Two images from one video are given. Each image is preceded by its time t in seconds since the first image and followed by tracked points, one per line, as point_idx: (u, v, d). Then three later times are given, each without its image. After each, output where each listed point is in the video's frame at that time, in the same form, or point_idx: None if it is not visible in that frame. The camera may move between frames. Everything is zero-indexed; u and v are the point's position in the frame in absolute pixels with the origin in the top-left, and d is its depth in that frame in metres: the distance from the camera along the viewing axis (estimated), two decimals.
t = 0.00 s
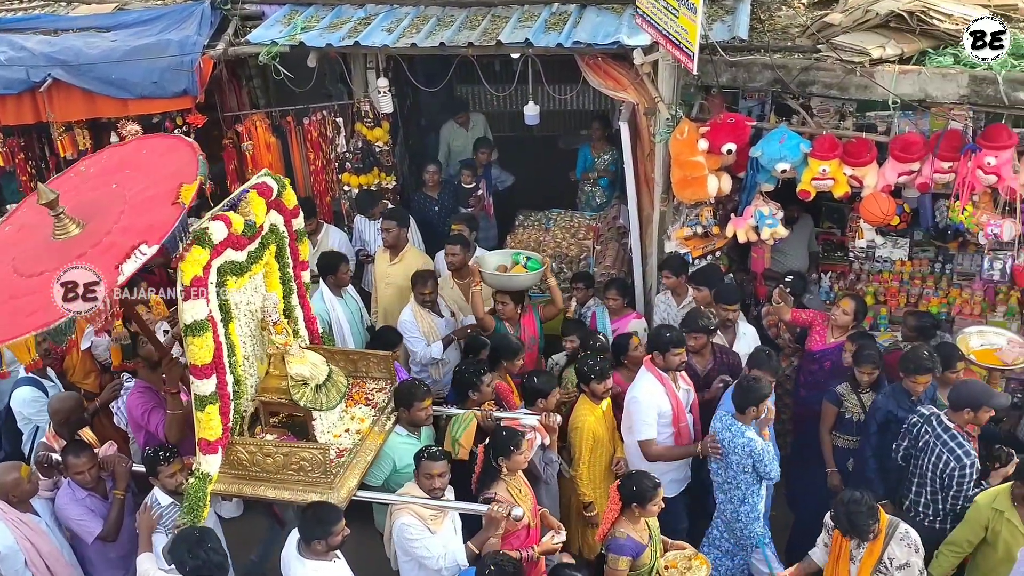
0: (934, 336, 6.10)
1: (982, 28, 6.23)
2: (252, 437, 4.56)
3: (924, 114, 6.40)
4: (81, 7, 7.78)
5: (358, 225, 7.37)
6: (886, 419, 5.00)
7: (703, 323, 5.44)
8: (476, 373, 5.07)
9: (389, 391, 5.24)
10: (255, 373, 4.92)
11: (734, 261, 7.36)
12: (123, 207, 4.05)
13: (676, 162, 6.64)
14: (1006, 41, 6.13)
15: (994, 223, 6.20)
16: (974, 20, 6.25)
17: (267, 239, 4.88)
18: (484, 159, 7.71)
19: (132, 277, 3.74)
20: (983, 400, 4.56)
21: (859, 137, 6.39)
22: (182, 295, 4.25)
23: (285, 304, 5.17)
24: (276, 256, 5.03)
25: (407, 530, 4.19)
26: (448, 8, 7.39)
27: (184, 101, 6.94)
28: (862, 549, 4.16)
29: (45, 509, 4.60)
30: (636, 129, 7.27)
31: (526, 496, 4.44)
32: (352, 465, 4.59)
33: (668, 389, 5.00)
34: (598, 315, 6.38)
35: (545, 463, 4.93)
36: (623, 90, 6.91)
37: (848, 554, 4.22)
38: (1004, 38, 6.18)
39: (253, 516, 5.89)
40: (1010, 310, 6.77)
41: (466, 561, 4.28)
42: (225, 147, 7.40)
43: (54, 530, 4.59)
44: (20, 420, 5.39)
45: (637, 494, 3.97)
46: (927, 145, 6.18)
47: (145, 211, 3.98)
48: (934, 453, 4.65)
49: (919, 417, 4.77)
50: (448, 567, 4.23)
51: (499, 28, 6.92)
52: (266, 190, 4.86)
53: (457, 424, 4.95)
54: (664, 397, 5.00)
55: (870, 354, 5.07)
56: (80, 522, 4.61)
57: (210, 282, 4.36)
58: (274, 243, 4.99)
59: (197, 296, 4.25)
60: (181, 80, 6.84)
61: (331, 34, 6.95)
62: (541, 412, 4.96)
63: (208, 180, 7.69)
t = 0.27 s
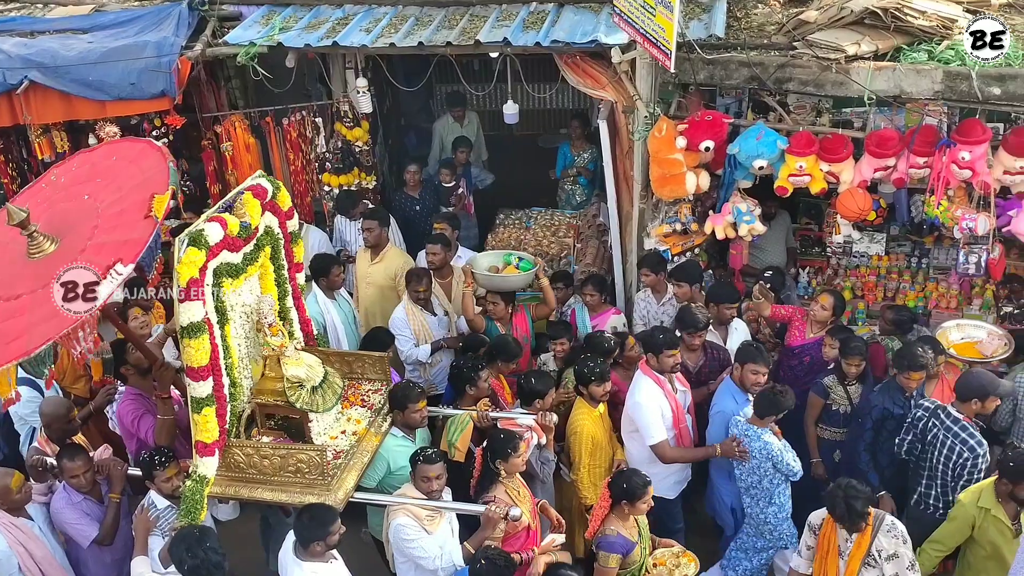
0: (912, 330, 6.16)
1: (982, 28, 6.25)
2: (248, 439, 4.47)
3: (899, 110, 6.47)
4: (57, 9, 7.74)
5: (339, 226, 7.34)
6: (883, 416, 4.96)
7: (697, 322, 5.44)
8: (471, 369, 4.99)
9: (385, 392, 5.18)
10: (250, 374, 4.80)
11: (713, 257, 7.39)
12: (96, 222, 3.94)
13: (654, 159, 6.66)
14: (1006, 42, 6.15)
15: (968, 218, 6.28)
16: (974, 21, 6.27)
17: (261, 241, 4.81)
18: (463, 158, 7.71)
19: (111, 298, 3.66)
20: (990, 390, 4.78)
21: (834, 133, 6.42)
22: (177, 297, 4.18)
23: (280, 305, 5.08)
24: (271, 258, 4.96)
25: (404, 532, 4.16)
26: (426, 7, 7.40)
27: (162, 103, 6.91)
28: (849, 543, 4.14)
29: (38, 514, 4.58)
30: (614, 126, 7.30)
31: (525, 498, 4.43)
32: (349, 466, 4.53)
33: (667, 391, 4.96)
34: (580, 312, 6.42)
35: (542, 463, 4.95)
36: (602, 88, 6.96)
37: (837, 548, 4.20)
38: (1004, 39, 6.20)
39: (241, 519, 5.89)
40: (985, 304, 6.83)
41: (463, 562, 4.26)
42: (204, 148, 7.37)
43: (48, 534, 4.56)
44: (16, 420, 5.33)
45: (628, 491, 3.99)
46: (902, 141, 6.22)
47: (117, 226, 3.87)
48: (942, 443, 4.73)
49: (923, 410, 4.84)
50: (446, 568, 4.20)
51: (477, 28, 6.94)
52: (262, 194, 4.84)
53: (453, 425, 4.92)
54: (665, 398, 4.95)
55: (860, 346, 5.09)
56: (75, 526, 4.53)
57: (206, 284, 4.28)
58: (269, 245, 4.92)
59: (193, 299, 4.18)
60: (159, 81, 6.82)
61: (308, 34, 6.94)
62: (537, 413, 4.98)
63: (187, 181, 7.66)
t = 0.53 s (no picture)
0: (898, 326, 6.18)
1: (982, 28, 6.22)
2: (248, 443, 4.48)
3: (884, 107, 6.53)
4: (39, 9, 7.69)
5: (325, 226, 7.30)
6: (886, 411, 4.95)
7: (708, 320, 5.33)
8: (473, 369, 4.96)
9: (384, 394, 5.11)
10: (248, 379, 4.79)
11: (699, 255, 7.40)
12: (83, 226, 3.92)
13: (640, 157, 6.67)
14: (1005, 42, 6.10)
15: (953, 214, 6.30)
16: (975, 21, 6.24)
17: (259, 243, 4.79)
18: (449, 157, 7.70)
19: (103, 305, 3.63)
20: (1005, 390, 4.71)
21: (820, 129, 6.43)
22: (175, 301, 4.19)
23: (279, 309, 5.06)
24: (269, 260, 4.93)
25: (405, 533, 4.10)
26: (410, 6, 7.38)
27: (146, 103, 6.87)
28: (847, 535, 4.15)
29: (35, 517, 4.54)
30: (600, 125, 7.30)
31: (523, 499, 4.42)
32: (350, 469, 4.50)
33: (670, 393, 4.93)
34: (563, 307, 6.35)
35: (542, 464, 4.94)
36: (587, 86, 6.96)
37: (835, 538, 4.19)
38: (1004, 39, 6.16)
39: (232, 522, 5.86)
40: (970, 299, 6.85)
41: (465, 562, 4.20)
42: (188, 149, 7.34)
43: (43, 537, 4.51)
44: (14, 420, 5.23)
45: (619, 492, 4.00)
46: (886, 138, 6.24)
47: (105, 232, 3.85)
48: (954, 446, 4.73)
49: (936, 410, 4.84)
50: (447, 569, 4.15)
51: (462, 27, 6.92)
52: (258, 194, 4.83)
53: (452, 428, 4.91)
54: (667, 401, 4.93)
55: (851, 343, 5.10)
56: (73, 532, 4.46)
57: (204, 287, 4.27)
58: (266, 247, 4.90)
59: (191, 302, 4.20)
60: (143, 82, 6.78)
61: (293, 33, 6.91)
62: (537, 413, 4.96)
63: (171, 181, 7.61)
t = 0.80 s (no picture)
0: (884, 322, 6.20)
1: (982, 29, 6.36)
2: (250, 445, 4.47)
3: (867, 105, 6.56)
4: (20, 10, 7.64)
5: (311, 226, 7.28)
6: (885, 408, 4.98)
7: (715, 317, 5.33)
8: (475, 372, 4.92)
9: (384, 395, 5.08)
10: (248, 381, 4.74)
11: (685, 253, 7.41)
12: (85, 228, 3.89)
13: (625, 156, 6.69)
14: (1006, 43, 6.23)
15: (937, 210, 6.32)
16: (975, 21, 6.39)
17: (260, 244, 4.70)
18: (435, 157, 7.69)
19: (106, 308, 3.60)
20: None
21: (804, 128, 6.45)
22: (176, 303, 4.11)
23: (278, 311, 5.00)
24: (269, 261, 4.85)
25: (408, 534, 4.08)
26: (395, 6, 7.37)
27: (130, 105, 6.84)
28: (849, 529, 4.16)
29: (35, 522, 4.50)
30: (585, 123, 7.30)
31: (522, 500, 4.41)
32: (352, 471, 4.48)
33: (677, 395, 4.87)
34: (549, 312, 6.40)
35: (543, 464, 4.98)
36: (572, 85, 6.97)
37: (836, 533, 4.21)
38: (1004, 38, 6.29)
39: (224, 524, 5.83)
40: (954, 295, 6.89)
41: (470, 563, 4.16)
42: (173, 150, 7.31)
43: (43, 541, 4.47)
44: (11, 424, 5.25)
45: (610, 495, 4.00)
46: (870, 135, 6.27)
47: (109, 233, 3.83)
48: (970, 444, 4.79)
49: (960, 410, 4.92)
50: (451, 570, 4.12)
51: (446, 26, 6.91)
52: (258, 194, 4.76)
53: (454, 427, 4.87)
54: (674, 403, 4.87)
55: (842, 343, 5.11)
56: (73, 537, 4.43)
57: (206, 290, 4.20)
58: (266, 249, 4.81)
59: (193, 304, 4.11)
60: (127, 83, 6.76)
61: (277, 34, 6.89)
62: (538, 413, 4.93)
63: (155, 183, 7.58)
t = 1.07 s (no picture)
0: (870, 320, 6.23)
1: (985, 28, 6.44)
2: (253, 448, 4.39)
3: (852, 103, 6.57)
4: (2, 12, 7.60)
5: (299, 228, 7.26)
6: (877, 407, 5.00)
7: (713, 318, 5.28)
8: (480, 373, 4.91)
9: (387, 396, 5.03)
10: (252, 384, 4.73)
11: (671, 252, 7.42)
12: (101, 227, 3.85)
13: (612, 155, 6.69)
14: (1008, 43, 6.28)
15: (920, 207, 6.38)
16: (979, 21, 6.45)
17: (260, 246, 4.67)
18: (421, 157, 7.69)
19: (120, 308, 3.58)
20: None
21: (790, 125, 6.47)
22: (180, 305, 4.06)
23: (279, 312, 4.97)
24: (270, 263, 4.83)
25: (411, 536, 4.08)
26: (380, 6, 7.36)
27: (115, 107, 6.81)
28: (856, 527, 4.22)
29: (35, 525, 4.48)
30: (571, 123, 7.31)
31: (519, 501, 4.44)
32: (356, 473, 4.41)
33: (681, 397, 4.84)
34: (534, 315, 6.35)
35: (545, 464, 5.00)
36: (558, 85, 6.97)
37: (842, 527, 4.30)
38: (1005, 38, 6.36)
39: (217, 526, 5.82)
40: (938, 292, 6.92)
41: (473, 565, 4.18)
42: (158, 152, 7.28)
43: (43, 545, 4.45)
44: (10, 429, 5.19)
45: (604, 500, 4.01)
46: (855, 133, 6.29)
47: (124, 232, 3.80)
48: (983, 439, 4.81)
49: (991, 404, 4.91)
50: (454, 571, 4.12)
51: (432, 27, 6.91)
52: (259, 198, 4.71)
53: (456, 428, 4.87)
54: (677, 404, 4.84)
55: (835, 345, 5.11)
56: (73, 541, 4.42)
57: (207, 292, 4.15)
58: (267, 250, 4.79)
59: (196, 307, 4.06)
60: (110, 85, 6.73)
61: (262, 35, 6.86)
62: (540, 413, 4.89)
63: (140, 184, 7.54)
